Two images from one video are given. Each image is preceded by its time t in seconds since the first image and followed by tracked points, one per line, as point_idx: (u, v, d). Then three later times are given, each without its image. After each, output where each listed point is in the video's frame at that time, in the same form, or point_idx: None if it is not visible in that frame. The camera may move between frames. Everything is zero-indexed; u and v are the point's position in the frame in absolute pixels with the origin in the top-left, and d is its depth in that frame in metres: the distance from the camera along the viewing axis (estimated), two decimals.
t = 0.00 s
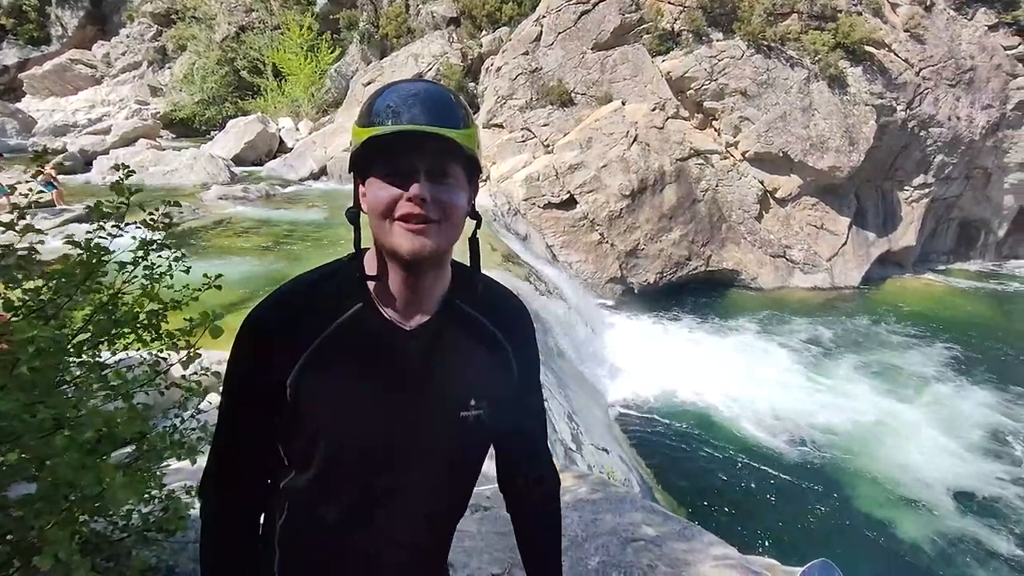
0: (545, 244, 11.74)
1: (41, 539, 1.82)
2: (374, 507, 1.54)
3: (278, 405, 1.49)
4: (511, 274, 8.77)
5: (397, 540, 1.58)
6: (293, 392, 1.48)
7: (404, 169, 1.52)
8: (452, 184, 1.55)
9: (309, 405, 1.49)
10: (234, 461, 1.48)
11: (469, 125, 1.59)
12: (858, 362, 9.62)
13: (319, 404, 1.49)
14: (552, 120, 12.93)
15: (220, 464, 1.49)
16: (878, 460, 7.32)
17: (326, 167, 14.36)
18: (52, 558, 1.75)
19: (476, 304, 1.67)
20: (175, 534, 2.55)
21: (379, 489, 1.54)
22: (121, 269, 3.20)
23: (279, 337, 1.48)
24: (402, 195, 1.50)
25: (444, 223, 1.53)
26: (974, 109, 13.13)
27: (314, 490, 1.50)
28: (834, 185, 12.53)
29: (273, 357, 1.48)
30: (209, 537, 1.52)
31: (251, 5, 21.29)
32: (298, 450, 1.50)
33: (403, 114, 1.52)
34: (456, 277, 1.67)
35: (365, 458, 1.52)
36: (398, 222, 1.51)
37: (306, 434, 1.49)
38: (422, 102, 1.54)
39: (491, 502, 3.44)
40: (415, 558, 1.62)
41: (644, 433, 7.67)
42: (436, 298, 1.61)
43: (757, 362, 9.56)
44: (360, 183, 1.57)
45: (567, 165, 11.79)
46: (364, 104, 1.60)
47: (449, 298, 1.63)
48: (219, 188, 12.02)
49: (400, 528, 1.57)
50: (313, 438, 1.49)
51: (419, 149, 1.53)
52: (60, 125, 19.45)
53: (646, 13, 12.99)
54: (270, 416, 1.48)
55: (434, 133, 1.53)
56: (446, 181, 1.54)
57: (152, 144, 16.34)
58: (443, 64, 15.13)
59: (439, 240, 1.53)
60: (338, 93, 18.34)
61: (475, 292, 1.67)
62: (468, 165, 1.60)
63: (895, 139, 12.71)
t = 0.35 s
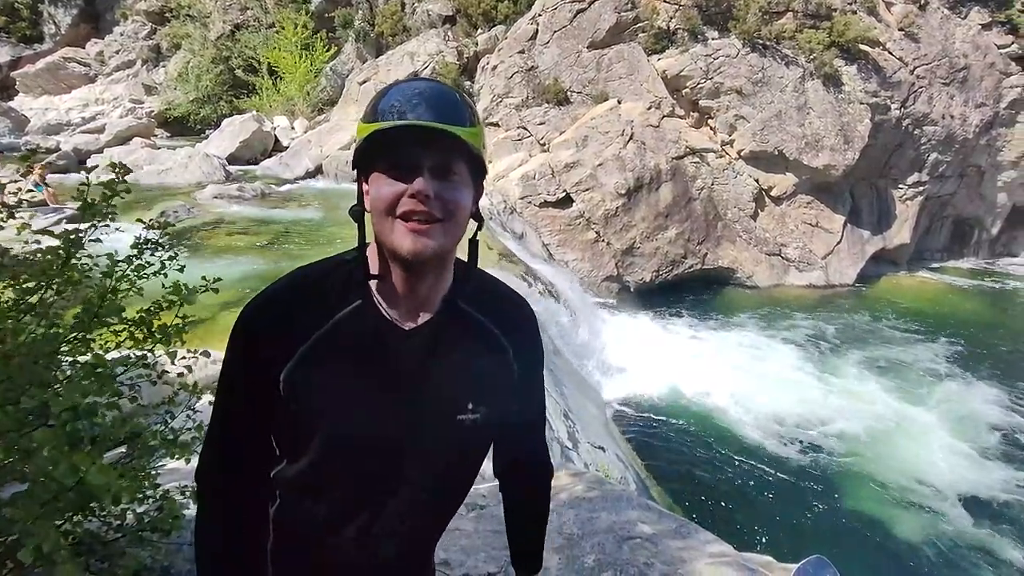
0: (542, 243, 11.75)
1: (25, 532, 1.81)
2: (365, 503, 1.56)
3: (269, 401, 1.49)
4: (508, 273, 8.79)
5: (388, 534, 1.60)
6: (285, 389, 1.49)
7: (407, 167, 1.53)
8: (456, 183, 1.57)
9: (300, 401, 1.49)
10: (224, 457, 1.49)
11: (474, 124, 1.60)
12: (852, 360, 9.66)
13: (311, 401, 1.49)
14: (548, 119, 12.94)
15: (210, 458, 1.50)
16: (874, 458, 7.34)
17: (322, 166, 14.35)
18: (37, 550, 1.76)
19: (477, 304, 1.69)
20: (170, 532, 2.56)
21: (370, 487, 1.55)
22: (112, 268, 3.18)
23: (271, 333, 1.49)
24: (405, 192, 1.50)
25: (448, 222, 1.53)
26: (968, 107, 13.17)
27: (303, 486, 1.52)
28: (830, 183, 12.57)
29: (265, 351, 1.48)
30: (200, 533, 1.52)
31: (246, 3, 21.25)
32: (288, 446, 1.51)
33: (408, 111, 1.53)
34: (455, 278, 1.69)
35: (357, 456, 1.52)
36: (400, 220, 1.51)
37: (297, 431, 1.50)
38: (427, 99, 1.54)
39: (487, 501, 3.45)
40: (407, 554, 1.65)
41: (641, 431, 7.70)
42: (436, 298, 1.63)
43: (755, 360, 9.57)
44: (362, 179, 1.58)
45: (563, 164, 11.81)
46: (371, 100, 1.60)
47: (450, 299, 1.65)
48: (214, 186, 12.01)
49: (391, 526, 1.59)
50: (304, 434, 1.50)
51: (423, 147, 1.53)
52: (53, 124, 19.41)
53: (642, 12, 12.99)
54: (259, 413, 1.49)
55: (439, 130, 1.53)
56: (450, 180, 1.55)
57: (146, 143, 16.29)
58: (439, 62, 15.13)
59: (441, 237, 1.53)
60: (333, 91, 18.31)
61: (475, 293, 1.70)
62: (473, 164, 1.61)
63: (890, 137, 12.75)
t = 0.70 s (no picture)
0: (540, 242, 11.75)
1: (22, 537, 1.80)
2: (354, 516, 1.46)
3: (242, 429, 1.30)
4: (506, 272, 8.78)
5: (375, 543, 1.52)
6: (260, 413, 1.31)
7: (363, 164, 1.40)
8: (413, 177, 1.45)
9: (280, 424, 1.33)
10: (187, 487, 1.30)
11: (426, 115, 1.51)
12: (851, 359, 9.68)
13: (291, 422, 1.34)
14: (546, 118, 12.94)
15: (173, 493, 1.30)
16: (873, 458, 7.35)
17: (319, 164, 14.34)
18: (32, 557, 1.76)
19: (435, 301, 1.61)
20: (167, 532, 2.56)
21: (356, 500, 1.45)
22: (111, 269, 3.19)
23: (240, 353, 1.30)
24: (362, 192, 1.38)
25: (411, 219, 1.42)
26: (965, 106, 13.18)
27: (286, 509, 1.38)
28: (828, 182, 12.59)
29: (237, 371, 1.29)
30: None
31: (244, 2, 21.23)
32: (267, 475, 1.34)
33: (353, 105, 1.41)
34: (412, 279, 1.61)
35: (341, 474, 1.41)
36: (360, 221, 1.37)
37: (274, 457, 1.33)
38: (374, 90, 1.44)
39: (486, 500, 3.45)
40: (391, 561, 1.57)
41: (640, 429, 7.71)
42: (396, 302, 1.51)
43: (752, 358, 9.58)
44: (309, 182, 1.43)
45: (562, 163, 11.82)
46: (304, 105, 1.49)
47: (414, 301, 1.56)
48: (211, 185, 12.01)
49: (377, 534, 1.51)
50: (286, 459, 1.35)
51: (379, 142, 1.42)
52: (50, 122, 19.48)
53: (640, 11, 12.98)
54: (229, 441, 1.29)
55: (390, 122, 1.43)
56: (408, 175, 1.44)
57: (144, 142, 16.28)
58: (437, 61, 15.14)
59: (407, 238, 1.41)
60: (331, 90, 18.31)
61: (434, 292, 1.63)
62: (428, 157, 1.51)
63: (888, 136, 12.76)
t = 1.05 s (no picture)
0: (539, 241, 11.75)
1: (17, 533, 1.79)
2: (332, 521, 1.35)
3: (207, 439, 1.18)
4: (505, 271, 8.79)
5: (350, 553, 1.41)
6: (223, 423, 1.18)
7: (334, 167, 1.28)
8: (385, 177, 1.36)
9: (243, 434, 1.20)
10: (173, 482, 1.20)
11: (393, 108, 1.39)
12: (852, 358, 9.70)
13: (259, 428, 1.21)
14: (546, 117, 12.94)
15: (133, 509, 1.18)
16: (873, 457, 7.36)
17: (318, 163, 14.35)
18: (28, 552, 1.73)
19: (390, 297, 1.49)
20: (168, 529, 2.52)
21: (334, 504, 1.34)
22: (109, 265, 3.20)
23: (197, 359, 1.17)
24: (334, 196, 1.27)
25: (382, 223, 1.34)
26: (964, 106, 13.18)
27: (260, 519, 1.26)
28: (827, 181, 12.60)
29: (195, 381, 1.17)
30: None
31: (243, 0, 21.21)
32: (237, 484, 1.22)
33: (322, 100, 1.27)
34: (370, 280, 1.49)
35: (311, 481, 1.29)
36: (334, 229, 1.28)
37: (244, 462, 1.21)
38: (340, 81, 1.30)
39: (485, 498, 3.45)
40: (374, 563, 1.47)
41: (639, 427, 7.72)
42: (360, 304, 1.41)
43: (752, 357, 9.59)
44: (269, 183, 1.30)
45: (562, 161, 11.82)
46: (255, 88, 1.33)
47: (376, 303, 1.45)
48: (210, 184, 12.02)
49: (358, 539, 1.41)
50: (256, 467, 1.22)
51: (351, 141, 1.30)
52: (48, 122, 19.65)
53: (639, 10, 12.96)
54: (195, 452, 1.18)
55: (365, 121, 1.30)
56: (380, 175, 1.35)
57: (143, 140, 16.34)
58: (436, 60, 15.15)
59: (378, 244, 1.33)
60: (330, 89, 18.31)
61: (392, 289, 1.51)
62: (396, 152, 1.40)
63: (888, 135, 12.77)
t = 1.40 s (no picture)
0: (539, 240, 11.76)
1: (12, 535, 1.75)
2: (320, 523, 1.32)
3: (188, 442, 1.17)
4: (504, 270, 8.82)
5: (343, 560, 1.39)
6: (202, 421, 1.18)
7: (309, 165, 1.25)
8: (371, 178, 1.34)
9: (222, 433, 1.20)
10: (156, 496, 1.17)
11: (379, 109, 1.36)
12: (850, 356, 9.72)
13: (238, 430, 1.21)
14: (545, 116, 12.94)
15: (115, 521, 1.16)
16: (872, 456, 7.36)
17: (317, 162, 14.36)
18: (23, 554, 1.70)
19: (372, 297, 1.48)
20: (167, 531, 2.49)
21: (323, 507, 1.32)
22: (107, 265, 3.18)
23: (174, 361, 1.17)
24: (328, 200, 1.25)
25: (372, 224, 1.32)
26: (963, 105, 13.19)
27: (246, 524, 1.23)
28: (826, 180, 12.62)
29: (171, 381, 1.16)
30: None
31: None
32: (220, 486, 1.20)
33: (296, 94, 1.23)
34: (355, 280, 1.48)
35: (296, 483, 1.28)
36: (327, 234, 1.26)
37: (231, 465, 1.20)
38: (323, 78, 1.26)
39: (485, 497, 3.44)
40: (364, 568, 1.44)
41: (638, 426, 7.75)
42: (334, 301, 1.39)
43: (749, 356, 9.61)
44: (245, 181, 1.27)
45: (561, 161, 11.83)
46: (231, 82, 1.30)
47: (356, 299, 1.44)
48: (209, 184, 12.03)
49: (349, 541, 1.38)
50: (238, 468, 1.21)
51: (343, 142, 1.27)
52: (48, 121, 19.65)
53: (638, 10, 12.91)
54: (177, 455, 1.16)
55: (344, 119, 1.26)
56: (368, 176, 1.33)
57: (142, 140, 16.35)
58: (436, 59, 15.17)
59: (370, 246, 1.31)
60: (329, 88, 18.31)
61: (375, 290, 1.51)
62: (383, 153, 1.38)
63: (886, 135, 12.78)
